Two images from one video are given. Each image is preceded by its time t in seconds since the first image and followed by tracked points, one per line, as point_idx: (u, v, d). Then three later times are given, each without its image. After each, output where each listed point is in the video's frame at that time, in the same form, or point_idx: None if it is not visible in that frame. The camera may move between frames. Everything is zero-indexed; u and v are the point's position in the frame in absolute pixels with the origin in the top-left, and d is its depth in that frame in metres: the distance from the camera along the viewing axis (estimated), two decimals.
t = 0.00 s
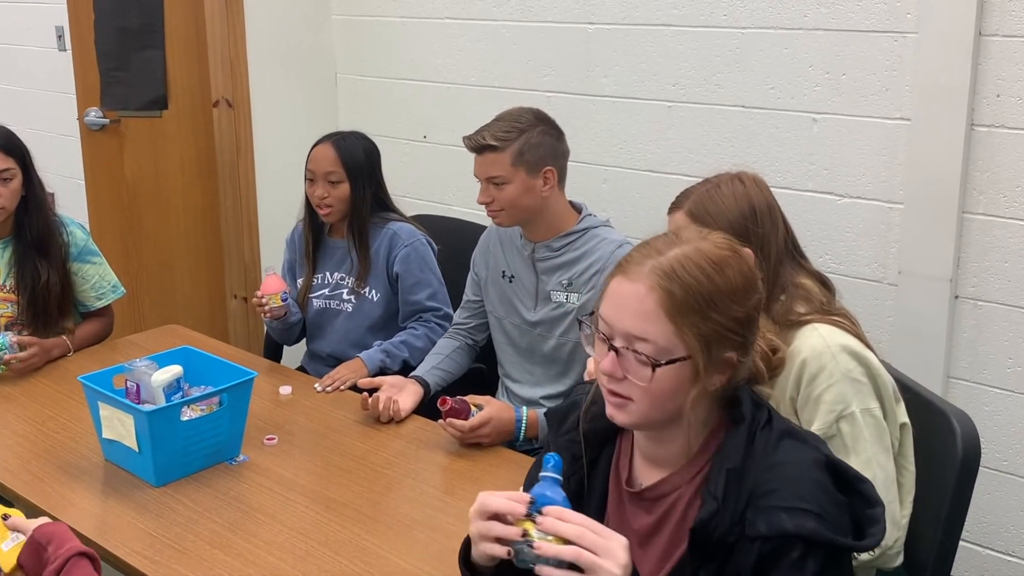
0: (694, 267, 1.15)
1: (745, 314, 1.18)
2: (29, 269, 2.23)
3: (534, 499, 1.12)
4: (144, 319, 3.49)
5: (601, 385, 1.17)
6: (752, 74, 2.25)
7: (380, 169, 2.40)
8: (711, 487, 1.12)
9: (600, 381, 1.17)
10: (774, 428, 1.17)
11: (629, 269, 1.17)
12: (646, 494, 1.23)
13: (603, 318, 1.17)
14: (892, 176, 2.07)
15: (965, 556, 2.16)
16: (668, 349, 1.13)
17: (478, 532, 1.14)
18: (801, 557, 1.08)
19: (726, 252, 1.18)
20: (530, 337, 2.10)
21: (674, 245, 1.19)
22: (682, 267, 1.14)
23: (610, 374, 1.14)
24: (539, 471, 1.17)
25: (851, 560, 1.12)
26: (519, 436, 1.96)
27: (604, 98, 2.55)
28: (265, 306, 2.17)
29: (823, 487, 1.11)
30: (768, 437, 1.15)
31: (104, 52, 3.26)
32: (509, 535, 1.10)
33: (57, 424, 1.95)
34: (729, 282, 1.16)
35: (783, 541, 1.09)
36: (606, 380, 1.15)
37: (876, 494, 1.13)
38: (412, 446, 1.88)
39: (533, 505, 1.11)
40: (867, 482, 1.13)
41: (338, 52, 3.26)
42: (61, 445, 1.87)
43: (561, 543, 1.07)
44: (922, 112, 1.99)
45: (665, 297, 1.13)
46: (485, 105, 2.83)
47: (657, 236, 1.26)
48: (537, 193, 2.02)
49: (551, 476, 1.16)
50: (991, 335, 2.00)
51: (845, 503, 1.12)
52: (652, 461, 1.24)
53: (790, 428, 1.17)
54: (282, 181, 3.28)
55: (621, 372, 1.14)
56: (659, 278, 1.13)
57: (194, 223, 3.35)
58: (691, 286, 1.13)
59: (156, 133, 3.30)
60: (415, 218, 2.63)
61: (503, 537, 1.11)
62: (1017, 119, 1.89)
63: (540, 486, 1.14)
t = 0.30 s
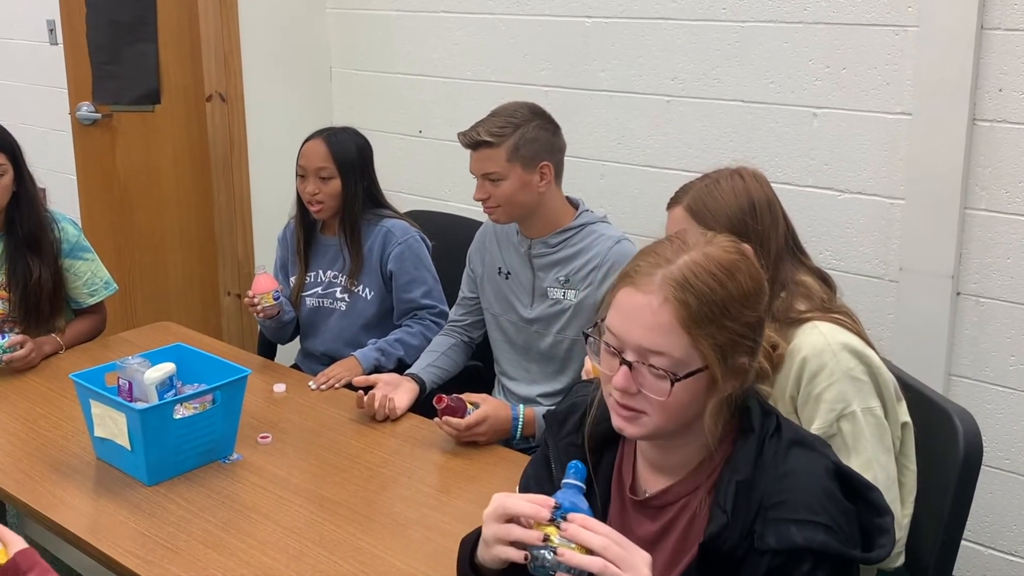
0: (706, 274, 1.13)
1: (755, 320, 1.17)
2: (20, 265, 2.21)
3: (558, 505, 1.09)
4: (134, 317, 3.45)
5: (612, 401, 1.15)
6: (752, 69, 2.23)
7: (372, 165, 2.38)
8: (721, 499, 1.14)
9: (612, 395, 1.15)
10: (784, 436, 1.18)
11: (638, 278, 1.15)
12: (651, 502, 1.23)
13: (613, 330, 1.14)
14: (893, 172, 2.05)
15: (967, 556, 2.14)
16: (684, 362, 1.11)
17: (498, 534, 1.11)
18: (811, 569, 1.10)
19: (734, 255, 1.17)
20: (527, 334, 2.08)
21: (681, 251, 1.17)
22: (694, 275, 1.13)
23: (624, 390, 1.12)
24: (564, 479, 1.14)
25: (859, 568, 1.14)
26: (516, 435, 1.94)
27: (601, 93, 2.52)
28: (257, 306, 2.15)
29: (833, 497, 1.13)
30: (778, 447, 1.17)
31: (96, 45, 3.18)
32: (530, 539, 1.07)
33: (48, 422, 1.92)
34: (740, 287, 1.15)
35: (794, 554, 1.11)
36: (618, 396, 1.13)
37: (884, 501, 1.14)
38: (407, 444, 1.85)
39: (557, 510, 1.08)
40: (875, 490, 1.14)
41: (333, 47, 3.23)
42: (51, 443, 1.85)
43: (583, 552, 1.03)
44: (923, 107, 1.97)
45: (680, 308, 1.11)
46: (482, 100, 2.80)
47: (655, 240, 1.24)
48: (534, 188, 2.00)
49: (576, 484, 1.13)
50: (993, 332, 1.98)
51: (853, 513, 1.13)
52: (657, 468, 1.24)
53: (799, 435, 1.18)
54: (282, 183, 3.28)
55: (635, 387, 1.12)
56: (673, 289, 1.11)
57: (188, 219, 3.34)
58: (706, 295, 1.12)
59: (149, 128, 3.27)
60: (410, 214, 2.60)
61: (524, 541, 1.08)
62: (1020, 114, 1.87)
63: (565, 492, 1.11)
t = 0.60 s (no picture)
0: (710, 269, 1.11)
1: (758, 313, 1.15)
2: (11, 261, 2.18)
3: (568, 517, 1.07)
4: (128, 312, 3.44)
5: (620, 404, 1.13)
6: (751, 62, 2.21)
7: (366, 160, 2.36)
8: (723, 503, 1.12)
9: (620, 398, 1.12)
10: (787, 438, 1.15)
11: (640, 277, 1.12)
12: (652, 504, 1.20)
13: (618, 331, 1.11)
14: (894, 167, 2.03)
15: (969, 556, 2.12)
16: (693, 360, 1.09)
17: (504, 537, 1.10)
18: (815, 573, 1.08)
19: (734, 249, 1.15)
20: (523, 332, 2.05)
21: (681, 248, 1.14)
22: (698, 271, 1.10)
23: (634, 393, 1.10)
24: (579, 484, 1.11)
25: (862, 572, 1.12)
26: (512, 433, 1.92)
27: (598, 87, 2.50)
28: (251, 306, 2.12)
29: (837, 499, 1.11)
30: (780, 448, 1.14)
31: (87, 39, 3.21)
32: (535, 550, 1.05)
33: (39, 420, 1.90)
34: (743, 280, 1.13)
35: (798, 558, 1.09)
36: (628, 398, 1.10)
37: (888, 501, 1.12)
38: (403, 443, 1.83)
39: (566, 523, 1.06)
40: (880, 492, 1.12)
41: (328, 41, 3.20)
42: (42, 442, 1.82)
43: (588, 571, 1.02)
44: (925, 101, 1.94)
45: (688, 306, 1.08)
46: (478, 94, 2.78)
47: (651, 237, 1.21)
48: (531, 184, 1.98)
49: (591, 495, 1.09)
50: (995, 329, 1.96)
51: (857, 515, 1.11)
52: (659, 469, 1.22)
53: (801, 436, 1.16)
54: (272, 175, 3.24)
55: (644, 390, 1.09)
56: (678, 287, 1.09)
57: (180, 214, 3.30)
58: (712, 291, 1.10)
59: (139, 124, 3.25)
60: (406, 210, 2.58)
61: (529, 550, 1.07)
62: (1022, 107, 1.84)
63: (577, 503, 1.08)
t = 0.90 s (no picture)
0: (709, 258, 1.09)
1: (757, 302, 1.14)
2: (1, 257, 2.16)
3: (559, 534, 1.04)
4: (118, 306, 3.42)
5: (621, 397, 1.10)
6: (750, 56, 2.18)
7: (361, 155, 2.33)
8: (719, 499, 1.10)
9: (621, 391, 1.09)
10: (786, 434, 1.13)
11: (638, 267, 1.10)
12: (650, 501, 1.18)
13: (618, 322, 1.09)
14: (896, 162, 2.00)
15: (971, 555, 2.10)
16: (695, 349, 1.07)
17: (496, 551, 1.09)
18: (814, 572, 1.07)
19: (730, 238, 1.13)
20: (519, 329, 2.03)
21: (679, 238, 1.12)
22: (698, 259, 1.08)
23: (636, 384, 1.07)
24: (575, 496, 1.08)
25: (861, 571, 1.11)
26: (508, 431, 1.90)
27: (596, 80, 2.47)
28: (243, 303, 2.10)
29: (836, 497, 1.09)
30: (778, 444, 1.12)
31: (78, 32, 3.17)
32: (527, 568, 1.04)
33: (30, 418, 1.87)
34: (741, 269, 1.12)
35: (796, 557, 1.07)
36: (629, 390, 1.08)
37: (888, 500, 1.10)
38: (398, 441, 1.80)
39: (557, 540, 1.04)
40: (880, 491, 1.10)
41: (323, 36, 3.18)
42: (33, 440, 1.80)
43: None
44: (927, 96, 1.92)
45: (690, 294, 1.06)
46: (474, 89, 2.75)
47: (645, 230, 1.19)
48: (543, 173, 1.96)
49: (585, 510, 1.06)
50: (998, 326, 1.94)
51: (857, 513, 1.09)
52: (657, 466, 1.19)
53: (800, 432, 1.14)
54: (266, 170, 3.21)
55: (646, 380, 1.07)
56: (679, 275, 1.07)
57: (173, 209, 3.28)
58: (712, 278, 1.08)
59: (130, 117, 3.21)
60: (401, 205, 2.55)
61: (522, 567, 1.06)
62: None
63: (571, 519, 1.06)
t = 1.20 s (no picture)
0: (700, 257, 1.07)
1: (748, 301, 1.12)
2: None
3: (580, 496, 1.01)
4: (110, 303, 3.38)
5: (613, 399, 1.08)
6: (749, 49, 2.16)
7: (356, 150, 2.30)
8: (715, 500, 1.07)
9: (612, 393, 1.07)
10: (782, 432, 1.11)
11: (628, 268, 1.08)
12: (646, 502, 1.16)
13: (608, 323, 1.06)
14: (897, 156, 1.98)
15: (974, 555, 2.08)
16: (686, 351, 1.05)
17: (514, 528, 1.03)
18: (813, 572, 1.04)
19: (721, 236, 1.11)
20: (514, 325, 2.00)
21: (669, 237, 1.10)
22: (689, 259, 1.06)
23: (627, 387, 1.05)
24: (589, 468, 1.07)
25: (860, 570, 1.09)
26: (505, 431, 1.87)
27: (594, 74, 2.44)
28: (237, 299, 2.07)
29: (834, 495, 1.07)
30: (774, 442, 1.10)
31: (70, 25, 3.15)
32: (549, 532, 0.99)
33: (20, 416, 1.85)
34: (732, 268, 1.10)
35: (794, 556, 1.05)
36: (621, 393, 1.05)
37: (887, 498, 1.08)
38: (394, 439, 1.78)
39: (578, 502, 1.00)
40: (878, 488, 1.08)
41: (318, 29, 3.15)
42: (23, 439, 1.77)
43: (604, 550, 0.95)
44: (930, 90, 1.89)
45: (682, 295, 1.04)
46: (471, 83, 2.72)
47: (634, 229, 1.17)
48: (540, 166, 1.94)
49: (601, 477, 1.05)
50: (1001, 323, 1.92)
51: (856, 511, 1.08)
52: (651, 466, 1.17)
53: (796, 430, 1.11)
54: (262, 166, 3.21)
55: (638, 383, 1.04)
56: (669, 276, 1.05)
57: (166, 205, 3.24)
58: (703, 278, 1.06)
59: (123, 111, 3.18)
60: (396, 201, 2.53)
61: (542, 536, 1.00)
62: None
63: (589, 483, 1.03)
